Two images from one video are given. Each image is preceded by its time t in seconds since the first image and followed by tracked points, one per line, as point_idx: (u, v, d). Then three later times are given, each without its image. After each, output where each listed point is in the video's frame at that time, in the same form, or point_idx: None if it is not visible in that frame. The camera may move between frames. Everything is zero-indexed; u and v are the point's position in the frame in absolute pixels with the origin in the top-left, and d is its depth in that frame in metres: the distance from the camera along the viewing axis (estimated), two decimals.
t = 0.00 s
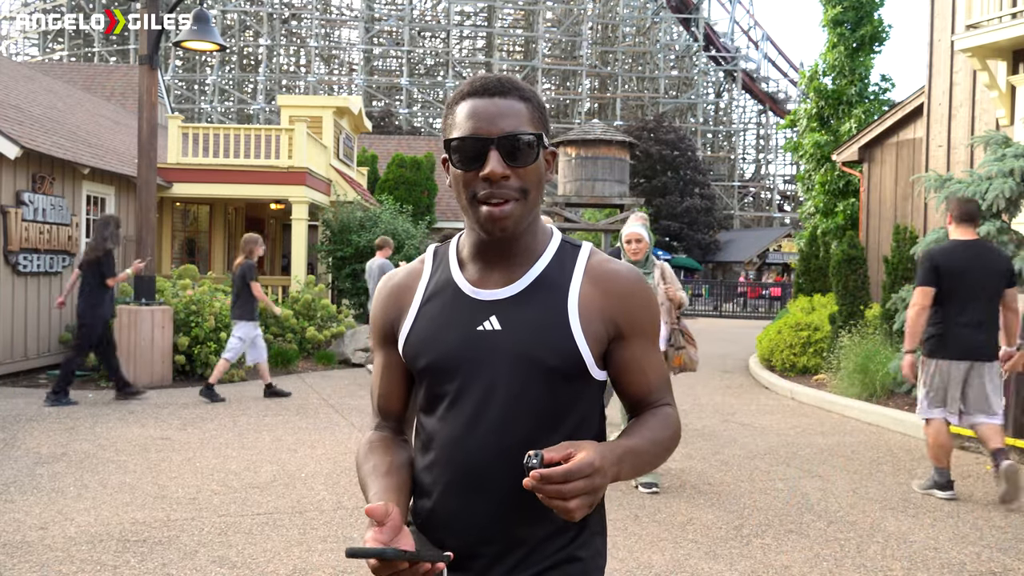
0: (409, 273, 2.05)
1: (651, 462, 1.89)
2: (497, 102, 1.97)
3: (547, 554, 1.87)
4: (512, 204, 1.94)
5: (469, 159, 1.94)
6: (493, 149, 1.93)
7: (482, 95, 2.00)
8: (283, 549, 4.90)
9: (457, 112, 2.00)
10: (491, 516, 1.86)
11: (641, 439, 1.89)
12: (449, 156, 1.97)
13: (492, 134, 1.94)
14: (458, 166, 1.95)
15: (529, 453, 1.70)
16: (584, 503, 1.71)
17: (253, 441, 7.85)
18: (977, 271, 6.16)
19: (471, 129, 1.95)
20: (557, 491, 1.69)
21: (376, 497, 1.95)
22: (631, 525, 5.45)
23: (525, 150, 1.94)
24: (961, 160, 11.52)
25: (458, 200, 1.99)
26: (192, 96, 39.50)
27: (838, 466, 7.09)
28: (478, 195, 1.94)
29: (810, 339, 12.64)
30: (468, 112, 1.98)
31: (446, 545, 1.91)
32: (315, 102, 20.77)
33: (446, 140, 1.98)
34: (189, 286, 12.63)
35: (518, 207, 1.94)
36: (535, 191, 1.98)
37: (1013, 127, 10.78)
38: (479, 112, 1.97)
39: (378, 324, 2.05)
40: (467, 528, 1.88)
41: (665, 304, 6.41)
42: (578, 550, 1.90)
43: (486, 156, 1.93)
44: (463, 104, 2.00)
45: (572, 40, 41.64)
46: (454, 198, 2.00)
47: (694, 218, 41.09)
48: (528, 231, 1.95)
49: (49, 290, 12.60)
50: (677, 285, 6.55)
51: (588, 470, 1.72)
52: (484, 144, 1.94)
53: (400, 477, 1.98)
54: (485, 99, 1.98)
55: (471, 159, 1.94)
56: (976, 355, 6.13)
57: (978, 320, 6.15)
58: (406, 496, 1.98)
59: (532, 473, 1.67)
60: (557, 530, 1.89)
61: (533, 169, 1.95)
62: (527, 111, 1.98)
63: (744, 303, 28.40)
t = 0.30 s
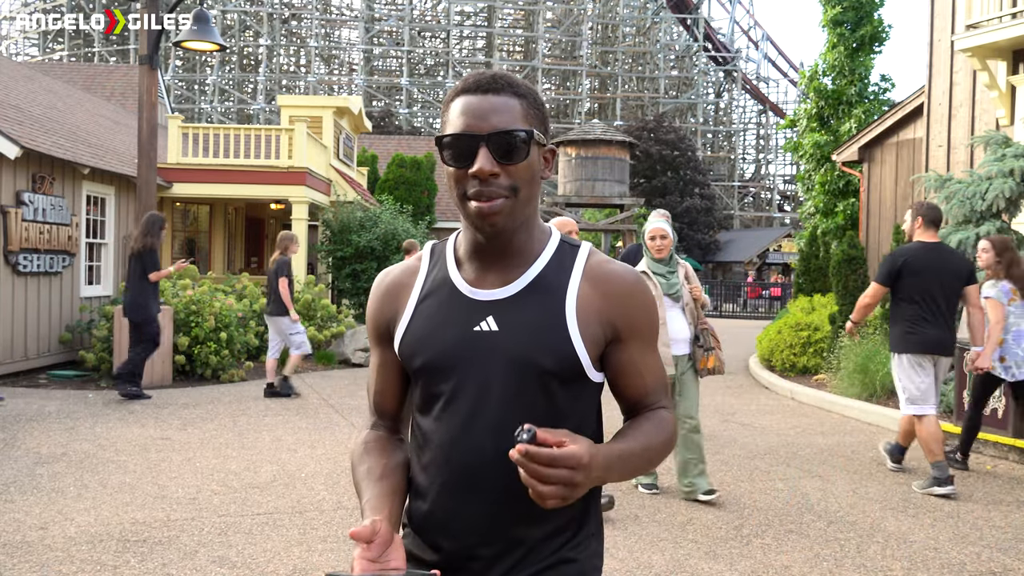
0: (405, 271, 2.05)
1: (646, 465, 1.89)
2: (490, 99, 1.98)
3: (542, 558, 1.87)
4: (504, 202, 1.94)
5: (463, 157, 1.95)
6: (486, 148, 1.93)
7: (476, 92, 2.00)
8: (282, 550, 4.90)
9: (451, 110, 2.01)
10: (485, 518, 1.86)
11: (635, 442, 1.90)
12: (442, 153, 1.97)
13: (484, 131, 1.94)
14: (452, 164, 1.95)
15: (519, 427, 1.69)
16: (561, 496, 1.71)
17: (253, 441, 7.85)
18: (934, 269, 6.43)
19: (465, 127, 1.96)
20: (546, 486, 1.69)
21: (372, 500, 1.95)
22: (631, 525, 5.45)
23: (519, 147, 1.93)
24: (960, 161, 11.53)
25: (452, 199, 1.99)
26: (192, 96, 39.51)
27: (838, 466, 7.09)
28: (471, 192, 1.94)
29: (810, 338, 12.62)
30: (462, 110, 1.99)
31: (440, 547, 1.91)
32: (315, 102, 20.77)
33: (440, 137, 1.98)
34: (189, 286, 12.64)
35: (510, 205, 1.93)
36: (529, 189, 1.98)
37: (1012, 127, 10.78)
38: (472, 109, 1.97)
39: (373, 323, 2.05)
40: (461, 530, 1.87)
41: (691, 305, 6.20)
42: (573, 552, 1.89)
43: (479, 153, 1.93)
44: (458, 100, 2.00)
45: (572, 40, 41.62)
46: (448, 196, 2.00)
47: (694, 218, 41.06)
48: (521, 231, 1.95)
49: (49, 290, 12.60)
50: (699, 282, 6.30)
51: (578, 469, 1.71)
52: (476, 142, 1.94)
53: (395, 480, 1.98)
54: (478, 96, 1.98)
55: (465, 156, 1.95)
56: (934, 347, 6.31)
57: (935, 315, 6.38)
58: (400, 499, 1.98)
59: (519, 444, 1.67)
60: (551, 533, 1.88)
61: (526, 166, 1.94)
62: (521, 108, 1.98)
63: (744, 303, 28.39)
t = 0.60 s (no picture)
0: (403, 271, 2.05)
1: (646, 466, 1.89)
2: (494, 99, 1.97)
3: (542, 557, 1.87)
4: (509, 204, 1.94)
5: (465, 158, 1.94)
6: (489, 149, 1.93)
7: (476, 91, 1.99)
8: (282, 550, 4.90)
9: (453, 108, 2.00)
10: (485, 521, 1.86)
11: (635, 443, 1.89)
12: (444, 153, 1.97)
13: (488, 131, 1.94)
14: (454, 164, 1.95)
15: (525, 444, 1.69)
16: (571, 505, 1.72)
17: (253, 441, 7.85)
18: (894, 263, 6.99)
19: (467, 126, 1.95)
20: (550, 492, 1.69)
21: (368, 498, 1.95)
22: (631, 525, 5.45)
23: (522, 147, 1.94)
24: (960, 161, 11.54)
25: (453, 199, 1.99)
26: (192, 96, 39.52)
27: (837, 466, 7.09)
28: (474, 194, 1.95)
29: (811, 338, 12.62)
30: (464, 109, 1.98)
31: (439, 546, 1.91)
32: (315, 101, 20.77)
33: (442, 137, 1.98)
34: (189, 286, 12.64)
35: (515, 207, 1.94)
36: (532, 190, 1.98)
37: (1012, 127, 10.77)
38: (474, 109, 1.97)
39: (372, 323, 2.05)
40: (461, 529, 1.87)
41: (728, 309, 6.03)
42: (574, 553, 1.90)
43: (482, 155, 1.93)
44: (458, 101, 1.99)
45: (572, 40, 41.60)
46: (449, 195, 2.00)
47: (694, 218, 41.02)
48: (523, 230, 1.95)
49: (49, 290, 12.60)
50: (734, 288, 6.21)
51: (587, 475, 1.72)
52: (481, 143, 1.94)
53: (391, 481, 1.99)
54: (480, 96, 1.97)
55: (467, 157, 1.94)
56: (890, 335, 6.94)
57: (897, 304, 6.94)
58: (398, 500, 1.98)
59: (526, 460, 1.66)
60: (552, 534, 1.88)
61: (531, 168, 1.95)
62: (525, 109, 1.98)
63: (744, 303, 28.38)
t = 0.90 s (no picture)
0: (404, 272, 2.05)
1: (644, 468, 1.88)
2: (499, 98, 1.98)
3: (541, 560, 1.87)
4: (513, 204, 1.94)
5: (469, 158, 1.94)
6: (494, 149, 1.93)
7: (483, 91, 2.00)
8: (282, 549, 4.90)
9: (457, 109, 2.00)
10: (486, 524, 1.87)
11: (633, 444, 1.89)
12: (449, 152, 1.97)
13: (494, 131, 1.94)
14: (458, 162, 1.94)
15: (521, 466, 1.70)
16: (569, 519, 1.72)
17: (253, 441, 7.85)
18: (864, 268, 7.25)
19: (473, 127, 1.95)
20: (544, 500, 1.69)
21: (369, 501, 1.95)
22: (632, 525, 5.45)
23: (524, 148, 1.95)
24: (960, 161, 11.55)
25: (455, 199, 1.99)
26: (192, 96, 39.53)
27: (836, 466, 7.09)
28: (478, 194, 1.94)
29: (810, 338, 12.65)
30: (469, 108, 1.98)
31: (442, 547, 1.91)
32: (316, 101, 20.77)
33: (446, 136, 1.98)
34: (189, 285, 12.64)
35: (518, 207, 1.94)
36: (534, 191, 1.98)
37: (1013, 127, 10.77)
38: (480, 109, 1.97)
39: (373, 324, 2.05)
40: (462, 530, 1.88)
41: (754, 314, 5.79)
42: (574, 552, 1.90)
43: (488, 154, 1.93)
44: (463, 101, 2.00)
45: (572, 40, 41.59)
46: (451, 195, 2.00)
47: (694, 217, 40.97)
48: (524, 231, 1.95)
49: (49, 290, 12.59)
50: (766, 288, 5.88)
51: (581, 484, 1.72)
52: (486, 143, 1.94)
53: (392, 485, 2.00)
54: (487, 96, 1.99)
55: (471, 156, 1.94)
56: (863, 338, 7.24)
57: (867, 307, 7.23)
58: (399, 503, 1.99)
59: (519, 483, 1.68)
60: (549, 537, 1.88)
61: (535, 168, 1.96)
62: (529, 110, 1.99)
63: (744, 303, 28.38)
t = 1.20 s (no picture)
0: (406, 274, 2.03)
1: (651, 461, 1.90)
2: (500, 101, 1.98)
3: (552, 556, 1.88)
4: (513, 206, 1.94)
5: (471, 159, 1.94)
6: (495, 150, 1.93)
7: (485, 93, 2.00)
8: (282, 550, 4.90)
9: (459, 110, 1.99)
10: (498, 523, 1.86)
11: (640, 437, 1.90)
12: (450, 153, 1.97)
13: (495, 133, 1.94)
14: (460, 163, 1.95)
15: (545, 451, 1.70)
16: (591, 505, 1.73)
17: (253, 441, 7.85)
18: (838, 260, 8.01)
19: (475, 128, 1.95)
20: (568, 493, 1.70)
21: (379, 507, 1.94)
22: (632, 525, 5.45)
23: (526, 150, 1.94)
24: (960, 161, 11.55)
25: (457, 200, 1.99)
26: (192, 96, 39.51)
27: (836, 466, 7.08)
28: (479, 195, 1.94)
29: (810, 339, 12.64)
30: (471, 109, 1.98)
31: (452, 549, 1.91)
32: (316, 101, 20.76)
33: (448, 138, 1.98)
34: (189, 285, 12.62)
35: (519, 209, 1.94)
36: (535, 191, 1.98)
37: (1012, 127, 10.76)
38: (482, 110, 1.97)
39: (375, 327, 2.03)
40: (474, 530, 1.87)
41: (783, 315, 5.48)
42: (584, 547, 1.92)
43: (488, 156, 1.93)
44: (465, 102, 2.00)
45: (572, 40, 41.58)
46: (452, 196, 1.99)
47: (694, 218, 40.95)
48: (527, 231, 1.94)
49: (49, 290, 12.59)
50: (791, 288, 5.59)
51: (604, 477, 1.74)
52: (486, 143, 1.94)
53: (396, 492, 1.99)
54: (489, 97, 1.99)
55: (473, 157, 1.94)
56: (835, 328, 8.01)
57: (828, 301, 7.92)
58: (405, 506, 1.98)
59: (545, 470, 1.68)
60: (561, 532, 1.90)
61: (535, 170, 1.95)
62: (530, 111, 1.99)
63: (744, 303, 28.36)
